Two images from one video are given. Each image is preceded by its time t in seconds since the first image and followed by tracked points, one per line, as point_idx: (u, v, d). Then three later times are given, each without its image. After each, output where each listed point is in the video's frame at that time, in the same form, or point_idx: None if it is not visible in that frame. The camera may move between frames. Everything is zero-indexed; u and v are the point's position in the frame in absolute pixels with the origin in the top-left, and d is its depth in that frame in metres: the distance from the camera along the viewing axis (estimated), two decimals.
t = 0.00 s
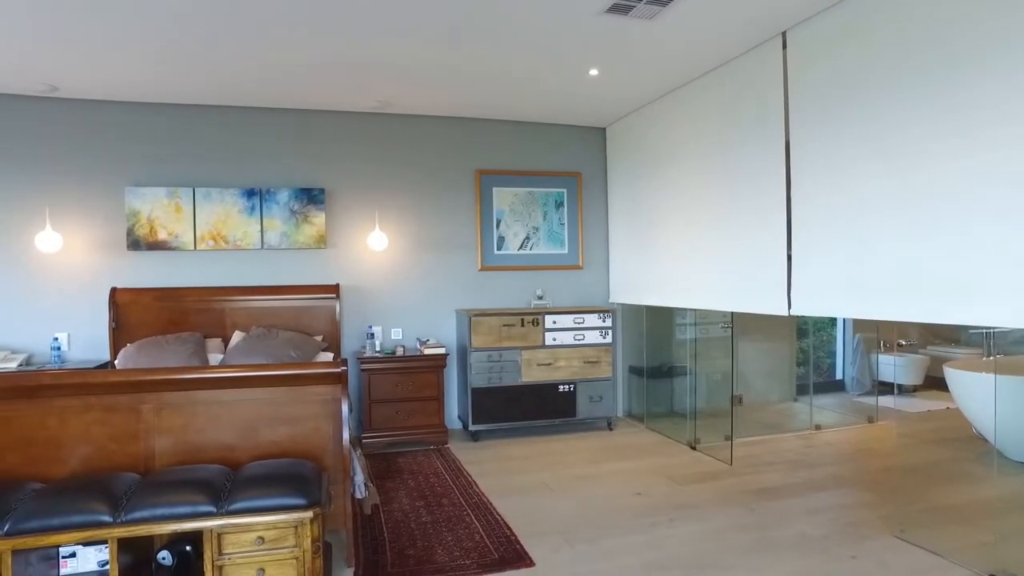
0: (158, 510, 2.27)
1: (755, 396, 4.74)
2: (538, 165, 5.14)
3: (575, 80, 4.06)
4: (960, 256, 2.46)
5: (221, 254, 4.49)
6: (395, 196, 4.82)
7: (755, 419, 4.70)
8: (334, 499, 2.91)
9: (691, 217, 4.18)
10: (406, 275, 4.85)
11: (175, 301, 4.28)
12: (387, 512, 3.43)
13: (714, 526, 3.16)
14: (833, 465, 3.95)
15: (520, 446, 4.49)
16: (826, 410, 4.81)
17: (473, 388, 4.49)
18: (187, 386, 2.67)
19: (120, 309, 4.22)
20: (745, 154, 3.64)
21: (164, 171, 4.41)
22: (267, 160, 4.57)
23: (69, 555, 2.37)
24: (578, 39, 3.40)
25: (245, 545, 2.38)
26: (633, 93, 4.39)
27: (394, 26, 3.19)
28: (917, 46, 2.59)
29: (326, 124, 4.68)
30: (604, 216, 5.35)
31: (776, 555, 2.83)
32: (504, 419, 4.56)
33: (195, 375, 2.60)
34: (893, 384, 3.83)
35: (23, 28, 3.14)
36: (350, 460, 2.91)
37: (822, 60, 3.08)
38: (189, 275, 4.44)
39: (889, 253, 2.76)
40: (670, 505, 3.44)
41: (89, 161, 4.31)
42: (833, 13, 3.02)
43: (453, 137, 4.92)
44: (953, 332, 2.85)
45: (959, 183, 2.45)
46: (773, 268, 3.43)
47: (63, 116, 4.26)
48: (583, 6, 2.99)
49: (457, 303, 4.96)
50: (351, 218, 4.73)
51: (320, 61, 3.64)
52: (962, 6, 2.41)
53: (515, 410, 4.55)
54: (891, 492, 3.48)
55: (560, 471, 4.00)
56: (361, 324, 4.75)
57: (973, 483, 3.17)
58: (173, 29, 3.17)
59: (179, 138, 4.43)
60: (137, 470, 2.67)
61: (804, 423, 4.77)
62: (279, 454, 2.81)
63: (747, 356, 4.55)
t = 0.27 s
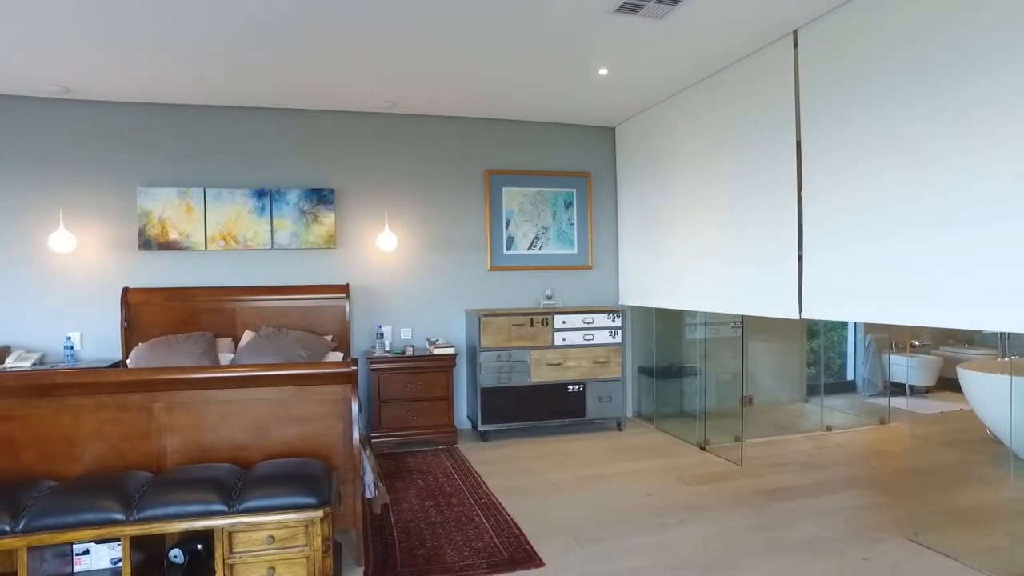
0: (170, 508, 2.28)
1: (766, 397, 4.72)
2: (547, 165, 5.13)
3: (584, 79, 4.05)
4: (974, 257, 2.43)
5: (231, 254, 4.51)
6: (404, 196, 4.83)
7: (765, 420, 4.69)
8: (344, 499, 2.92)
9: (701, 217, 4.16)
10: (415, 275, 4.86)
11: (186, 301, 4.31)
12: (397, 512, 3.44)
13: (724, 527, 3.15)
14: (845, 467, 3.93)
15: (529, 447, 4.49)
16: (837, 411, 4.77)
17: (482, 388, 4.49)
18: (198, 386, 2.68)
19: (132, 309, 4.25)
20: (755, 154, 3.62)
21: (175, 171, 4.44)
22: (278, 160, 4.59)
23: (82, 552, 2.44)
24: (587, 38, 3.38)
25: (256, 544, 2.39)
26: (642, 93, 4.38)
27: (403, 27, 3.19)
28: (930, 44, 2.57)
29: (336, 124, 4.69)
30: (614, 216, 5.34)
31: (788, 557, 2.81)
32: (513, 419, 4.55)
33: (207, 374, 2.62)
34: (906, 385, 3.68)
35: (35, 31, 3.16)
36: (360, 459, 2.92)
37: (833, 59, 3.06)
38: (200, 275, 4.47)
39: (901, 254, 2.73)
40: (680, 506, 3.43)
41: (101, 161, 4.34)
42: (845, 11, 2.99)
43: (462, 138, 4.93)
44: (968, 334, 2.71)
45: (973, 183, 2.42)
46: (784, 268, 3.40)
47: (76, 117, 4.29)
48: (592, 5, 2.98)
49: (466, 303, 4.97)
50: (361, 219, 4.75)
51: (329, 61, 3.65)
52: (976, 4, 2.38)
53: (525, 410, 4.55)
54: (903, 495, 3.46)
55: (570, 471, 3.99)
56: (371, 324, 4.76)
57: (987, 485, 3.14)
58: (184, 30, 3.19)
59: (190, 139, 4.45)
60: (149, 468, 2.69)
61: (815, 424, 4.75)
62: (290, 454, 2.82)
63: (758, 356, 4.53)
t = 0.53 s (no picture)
0: (182, 506, 2.29)
1: (777, 397, 4.71)
2: (557, 165, 5.12)
3: (594, 79, 4.04)
4: (990, 258, 2.40)
5: (242, 254, 4.53)
6: (414, 196, 4.84)
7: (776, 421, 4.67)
8: (354, 498, 2.93)
9: (712, 217, 4.14)
10: (425, 275, 4.86)
11: (196, 300, 4.33)
12: (407, 511, 3.44)
13: (735, 528, 3.14)
14: (857, 468, 3.91)
15: (539, 446, 4.49)
16: (849, 412, 4.75)
17: (491, 387, 4.49)
18: (210, 385, 2.69)
19: (144, 308, 4.28)
20: (767, 153, 3.59)
21: (187, 171, 4.47)
22: (289, 160, 4.61)
23: (95, 549, 2.45)
24: (597, 37, 3.38)
25: (267, 542, 2.40)
26: (652, 92, 4.36)
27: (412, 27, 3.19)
28: (946, 41, 2.54)
29: (346, 125, 4.70)
30: (624, 216, 5.32)
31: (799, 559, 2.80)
32: (522, 419, 4.55)
33: (219, 373, 2.63)
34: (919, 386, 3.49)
35: (47, 32, 3.18)
36: (370, 458, 2.93)
37: (846, 56, 3.03)
38: (211, 274, 4.49)
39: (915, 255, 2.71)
40: (690, 507, 3.42)
41: (113, 162, 4.37)
42: (858, 9, 2.96)
43: (472, 137, 4.93)
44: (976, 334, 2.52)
45: (989, 183, 2.40)
46: (796, 268, 3.38)
47: (89, 118, 4.33)
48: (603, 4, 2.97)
49: (475, 303, 4.97)
50: (371, 218, 4.76)
51: (339, 62, 3.66)
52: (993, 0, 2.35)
53: (534, 410, 4.55)
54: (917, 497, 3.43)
55: (579, 471, 3.99)
56: (381, 323, 4.77)
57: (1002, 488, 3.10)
58: (195, 31, 3.20)
59: (201, 139, 4.48)
60: (161, 467, 2.70)
61: (826, 424, 4.80)
62: (301, 453, 2.83)
63: (769, 356, 4.51)
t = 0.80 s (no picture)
0: (193, 504, 2.29)
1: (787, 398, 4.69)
2: (566, 165, 5.12)
3: (603, 78, 4.03)
4: (1004, 258, 2.38)
5: (252, 254, 4.55)
6: (423, 196, 4.84)
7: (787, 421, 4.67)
8: (364, 497, 2.93)
9: (721, 216, 4.12)
10: (434, 274, 4.87)
11: (207, 300, 4.36)
12: (416, 510, 3.44)
13: (746, 529, 3.12)
14: (869, 469, 3.88)
15: (547, 446, 4.48)
16: (859, 412, 4.74)
17: (501, 387, 4.49)
18: (220, 384, 2.70)
19: (155, 308, 4.30)
20: (778, 152, 3.57)
21: (197, 172, 4.49)
22: (298, 160, 4.63)
23: (108, 547, 2.47)
24: (606, 36, 3.37)
25: (277, 541, 2.41)
26: (662, 90, 4.34)
27: (421, 27, 3.20)
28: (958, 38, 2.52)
29: (355, 125, 4.71)
30: (633, 215, 5.31)
31: (810, 560, 2.77)
32: (532, 419, 4.55)
33: (229, 372, 2.64)
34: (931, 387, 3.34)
35: (59, 34, 3.21)
36: (379, 458, 2.93)
37: (858, 54, 3.01)
38: (222, 274, 4.51)
39: (928, 254, 2.68)
40: (700, 507, 3.40)
41: (125, 162, 4.40)
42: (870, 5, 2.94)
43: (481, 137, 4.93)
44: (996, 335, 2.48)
45: (1003, 183, 2.37)
46: (807, 267, 3.36)
47: (101, 118, 4.36)
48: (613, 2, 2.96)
49: (484, 303, 4.97)
50: (380, 218, 4.77)
51: (348, 62, 3.66)
52: None
53: (543, 410, 4.54)
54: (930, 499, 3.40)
55: (588, 471, 3.98)
56: (390, 323, 4.78)
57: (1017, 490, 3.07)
58: (205, 32, 3.22)
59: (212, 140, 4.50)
60: (172, 465, 2.71)
61: (837, 425, 4.74)
62: (311, 452, 2.83)
63: (779, 357, 4.49)
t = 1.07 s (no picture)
0: (201, 504, 2.30)
1: (796, 399, 4.67)
2: (573, 165, 5.11)
3: (610, 78, 4.02)
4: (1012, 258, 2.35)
5: (261, 254, 4.57)
6: (431, 196, 4.85)
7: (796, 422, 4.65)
8: (371, 497, 2.93)
9: (729, 216, 4.11)
10: (442, 275, 4.87)
11: (216, 300, 4.38)
12: (423, 510, 3.45)
13: (754, 530, 3.10)
14: (879, 471, 3.86)
15: (555, 447, 4.48)
16: (869, 414, 4.72)
17: (508, 387, 4.48)
18: (229, 383, 2.71)
19: (165, 308, 4.33)
20: (786, 151, 3.56)
21: (206, 172, 4.52)
22: (307, 161, 4.64)
23: (117, 545, 2.49)
24: (614, 36, 3.36)
25: (284, 541, 2.39)
26: (670, 90, 4.33)
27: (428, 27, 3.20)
28: (969, 36, 2.50)
29: (363, 125, 4.72)
30: (641, 215, 5.30)
31: (820, 562, 2.76)
32: (539, 419, 4.54)
33: (238, 372, 2.65)
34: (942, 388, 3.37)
35: (69, 36, 3.23)
36: (387, 458, 2.93)
37: (867, 52, 2.99)
38: (230, 274, 4.54)
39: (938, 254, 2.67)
40: (708, 508, 3.39)
41: (135, 163, 4.43)
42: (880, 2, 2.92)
43: (488, 138, 4.93)
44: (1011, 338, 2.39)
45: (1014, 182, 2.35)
46: (815, 267, 3.35)
47: (111, 119, 4.39)
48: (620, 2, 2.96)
49: (492, 303, 4.97)
50: (387, 218, 4.78)
51: (356, 62, 3.67)
52: None
53: (550, 410, 4.54)
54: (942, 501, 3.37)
55: (596, 471, 3.97)
56: (397, 323, 4.79)
57: None
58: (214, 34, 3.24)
59: (221, 140, 4.52)
60: (181, 465, 2.72)
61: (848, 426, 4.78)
62: (319, 451, 2.84)
63: (788, 358, 4.46)
